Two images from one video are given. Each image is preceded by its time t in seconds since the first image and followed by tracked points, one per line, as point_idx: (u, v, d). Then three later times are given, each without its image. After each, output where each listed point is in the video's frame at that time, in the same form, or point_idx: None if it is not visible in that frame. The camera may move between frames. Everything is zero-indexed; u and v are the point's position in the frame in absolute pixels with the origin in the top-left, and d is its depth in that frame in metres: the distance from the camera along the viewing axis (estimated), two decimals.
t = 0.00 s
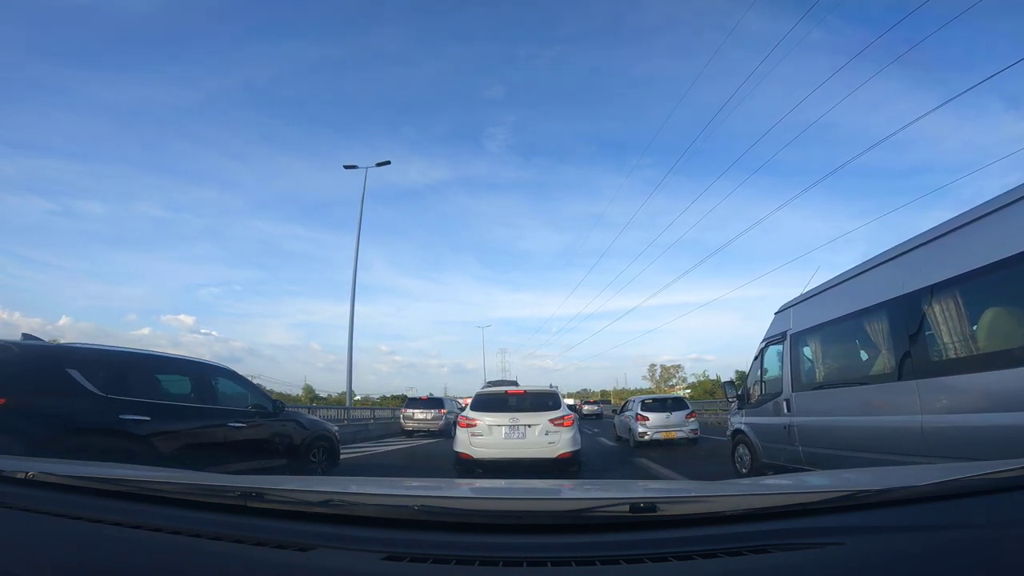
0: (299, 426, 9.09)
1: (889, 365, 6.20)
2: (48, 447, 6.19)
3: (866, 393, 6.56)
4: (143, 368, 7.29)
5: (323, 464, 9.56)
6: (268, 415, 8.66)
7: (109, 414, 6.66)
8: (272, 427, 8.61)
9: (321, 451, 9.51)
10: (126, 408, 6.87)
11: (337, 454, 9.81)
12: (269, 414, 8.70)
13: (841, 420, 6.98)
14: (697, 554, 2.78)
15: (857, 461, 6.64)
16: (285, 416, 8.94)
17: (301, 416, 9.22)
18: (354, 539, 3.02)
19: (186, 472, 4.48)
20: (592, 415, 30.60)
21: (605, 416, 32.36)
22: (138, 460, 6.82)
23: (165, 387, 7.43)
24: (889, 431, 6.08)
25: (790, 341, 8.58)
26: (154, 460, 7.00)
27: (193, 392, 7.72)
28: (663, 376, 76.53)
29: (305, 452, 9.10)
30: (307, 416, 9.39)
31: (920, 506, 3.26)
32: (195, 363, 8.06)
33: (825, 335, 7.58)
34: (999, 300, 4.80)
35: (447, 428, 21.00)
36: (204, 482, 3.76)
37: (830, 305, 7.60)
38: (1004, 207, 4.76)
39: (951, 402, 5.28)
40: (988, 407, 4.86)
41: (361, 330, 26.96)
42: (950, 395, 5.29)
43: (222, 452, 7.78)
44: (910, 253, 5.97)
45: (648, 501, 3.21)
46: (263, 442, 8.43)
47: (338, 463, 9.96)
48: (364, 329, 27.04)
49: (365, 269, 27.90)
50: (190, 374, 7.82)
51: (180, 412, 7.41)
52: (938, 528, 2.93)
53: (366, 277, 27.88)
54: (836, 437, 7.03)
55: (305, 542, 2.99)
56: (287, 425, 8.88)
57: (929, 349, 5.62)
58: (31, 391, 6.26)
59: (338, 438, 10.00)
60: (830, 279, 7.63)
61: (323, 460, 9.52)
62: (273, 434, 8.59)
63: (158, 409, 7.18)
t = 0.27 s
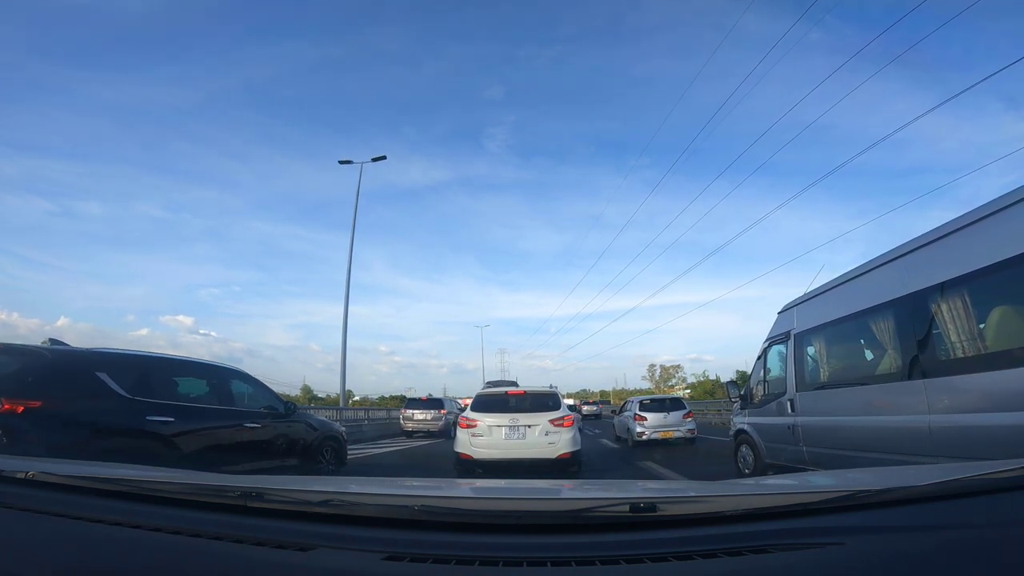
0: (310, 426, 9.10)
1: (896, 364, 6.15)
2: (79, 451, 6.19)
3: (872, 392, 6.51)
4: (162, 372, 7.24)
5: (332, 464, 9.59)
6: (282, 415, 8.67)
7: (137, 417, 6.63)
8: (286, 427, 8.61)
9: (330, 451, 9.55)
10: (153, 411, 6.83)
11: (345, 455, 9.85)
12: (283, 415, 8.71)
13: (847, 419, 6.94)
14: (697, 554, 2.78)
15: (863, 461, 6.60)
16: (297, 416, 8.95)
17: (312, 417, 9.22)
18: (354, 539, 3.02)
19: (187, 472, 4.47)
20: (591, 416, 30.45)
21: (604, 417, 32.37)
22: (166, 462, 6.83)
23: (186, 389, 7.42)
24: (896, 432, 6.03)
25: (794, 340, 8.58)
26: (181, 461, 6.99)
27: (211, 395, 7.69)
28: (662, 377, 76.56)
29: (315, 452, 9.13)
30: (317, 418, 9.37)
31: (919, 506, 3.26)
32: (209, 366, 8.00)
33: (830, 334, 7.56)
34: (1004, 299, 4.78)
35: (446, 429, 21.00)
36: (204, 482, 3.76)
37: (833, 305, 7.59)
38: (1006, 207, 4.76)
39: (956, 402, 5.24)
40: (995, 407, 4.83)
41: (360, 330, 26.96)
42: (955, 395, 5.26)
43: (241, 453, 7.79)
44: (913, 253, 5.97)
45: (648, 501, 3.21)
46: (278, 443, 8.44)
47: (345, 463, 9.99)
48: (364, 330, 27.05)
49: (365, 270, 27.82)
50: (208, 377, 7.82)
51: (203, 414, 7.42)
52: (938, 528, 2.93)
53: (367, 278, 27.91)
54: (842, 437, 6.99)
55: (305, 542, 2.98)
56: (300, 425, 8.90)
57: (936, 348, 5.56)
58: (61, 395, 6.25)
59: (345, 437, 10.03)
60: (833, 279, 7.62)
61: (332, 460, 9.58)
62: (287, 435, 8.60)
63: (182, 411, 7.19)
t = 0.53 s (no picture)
0: (318, 427, 9.08)
1: (901, 364, 6.12)
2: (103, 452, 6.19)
3: (876, 392, 6.48)
4: (176, 375, 7.21)
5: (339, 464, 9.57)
6: (292, 416, 8.68)
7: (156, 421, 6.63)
8: (295, 428, 8.61)
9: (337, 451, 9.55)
10: (170, 413, 6.82)
11: (350, 455, 9.85)
12: (293, 416, 8.71)
13: (851, 419, 6.90)
14: (698, 554, 2.78)
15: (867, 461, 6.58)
16: (305, 417, 8.95)
17: (319, 418, 9.19)
18: (354, 539, 3.02)
19: (188, 472, 4.47)
20: (591, 416, 30.30)
21: (603, 417, 32.39)
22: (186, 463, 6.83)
23: (201, 391, 7.42)
24: (899, 432, 6.01)
25: (797, 340, 8.57)
26: (200, 461, 6.99)
27: (224, 397, 7.68)
28: (661, 377, 76.58)
29: (323, 453, 9.12)
30: (324, 418, 9.37)
31: (919, 506, 3.26)
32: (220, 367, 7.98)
33: (833, 334, 7.54)
34: (1010, 299, 4.76)
35: (445, 429, 20.98)
36: (205, 482, 3.76)
37: (836, 304, 7.59)
38: (1008, 207, 4.76)
39: (962, 402, 5.22)
40: (1001, 408, 4.81)
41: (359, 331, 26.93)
42: (960, 395, 5.24)
43: (254, 454, 7.79)
44: (914, 253, 5.98)
45: (648, 501, 3.21)
46: (288, 444, 8.45)
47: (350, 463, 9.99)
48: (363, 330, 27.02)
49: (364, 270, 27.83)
50: (221, 379, 7.81)
51: (219, 415, 7.42)
52: (937, 528, 2.93)
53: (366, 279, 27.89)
54: (845, 437, 6.95)
55: (305, 542, 2.98)
56: (309, 426, 8.91)
57: (942, 345, 5.52)
58: (84, 398, 6.26)
59: (351, 437, 10.02)
60: (835, 279, 7.63)
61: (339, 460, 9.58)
62: (295, 436, 8.58)
63: (199, 412, 7.18)
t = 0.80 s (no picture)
0: (322, 427, 9.08)
1: (906, 364, 6.08)
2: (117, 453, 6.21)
3: (880, 392, 6.45)
4: (186, 376, 7.21)
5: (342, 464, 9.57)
6: (298, 417, 8.67)
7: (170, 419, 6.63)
8: (300, 428, 8.60)
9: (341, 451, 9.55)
10: (183, 413, 6.81)
11: (353, 454, 9.83)
12: (299, 416, 8.71)
13: (854, 419, 6.86)
14: (698, 554, 2.78)
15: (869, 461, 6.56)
16: (310, 417, 8.95)
17: (323, 418, 9.19)
18: (354, 539, 3.02)
19: (188, 472, 4.47)
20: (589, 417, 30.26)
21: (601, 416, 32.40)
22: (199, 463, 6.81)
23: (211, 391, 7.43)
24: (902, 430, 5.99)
25: (799, 340, 8.56)
26: (212, 461, 6.97)
27: (233, 397, 7.67)
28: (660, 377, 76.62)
29: (327, 453, 9.11)
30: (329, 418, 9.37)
31: (918, 506, 3.27)
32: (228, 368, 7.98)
33: (837, 333, 7.52)
34: (1017, 298, 4.75)
35: (443, 429, 20.96)
36: (204, 482, 3.75)
37: (839, 304, 7.59)
38: (1013, 206, 4.76)
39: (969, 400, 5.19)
40: (1007, 407, 4.79)
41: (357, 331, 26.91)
42: (965, 394, 5.23)
43: (263, 454, 7.79)
44: (917, 252, 5.98)
45: (648, 501, 3.21)
46: (294, 444, 8.45)
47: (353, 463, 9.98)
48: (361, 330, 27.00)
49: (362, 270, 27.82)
50: (230, 379, 7.82)
51: (230, 414, 7.41)
52: (936, 528, 2.94)
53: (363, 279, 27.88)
54: (848, 437, 6.92)
55: (305, 542, 2.98)
56: (314, 427, 8.91)
57: (949, 342, 5.49)
58: (98, 398, 6.29)
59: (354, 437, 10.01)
60: (837, 278, 7.63)
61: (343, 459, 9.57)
62: (299, 436, 8.57)
63: (211, 412, 7.18)
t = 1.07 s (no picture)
0: (322, 427, 9.08)
1: (909, 363, 6.06)
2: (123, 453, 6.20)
3: (882, 392, 6.44)
4: (189, 376, 7.21)
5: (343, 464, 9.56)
6: (298, 417, 8.66)
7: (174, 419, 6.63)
8: (300, 428, 8.59)
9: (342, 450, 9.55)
10: (186, 413, 6.80)
11: (353, 454, 9.83)
12: (300, 416, 8.71)
13: (856, 419, 6.85)
14: (698, 554, 2.78)
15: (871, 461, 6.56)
16: (311, 417, 8.94)
17: (323, 418, 9.19)
18: (354, 539, 3.01)
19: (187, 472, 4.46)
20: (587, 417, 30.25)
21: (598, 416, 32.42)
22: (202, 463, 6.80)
23: (213, 391, 7.42)
24: (904, 430, 5.98)
25: (800, 340, 8.58)
26: (215, 461, 6.97)
27: (235, 398, 7.67)
28: (657, 377, 76.69)
29: (327, 453, 9.11)
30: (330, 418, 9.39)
31: (917, 506, 3.27)
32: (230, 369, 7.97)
33: (839, 332, 7.52)
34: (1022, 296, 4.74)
35: (440, 430, 20.95)
36: (204, 482, 3.75)
37: (841, 303, 7.60)
38: (1016, 205, 4.78)
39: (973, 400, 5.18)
40: (1011, 407, 4.78)
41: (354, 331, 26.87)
42: (970, 393, 5.21)
43: (265, 454, 7.79)
44: (920, 252, 6.00)
45: (648, 501, 3.21)
46: (295, 444, 8.44)
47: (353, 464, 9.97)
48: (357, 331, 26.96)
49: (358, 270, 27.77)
50: (233, 380, 7.82)
51: (232, 415, 7.41)
52: (935, 528, 2.95)
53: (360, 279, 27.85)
54: (851, 437, 6.89)
55: (305, 542, 2.98)
56: (315, 427, 8.91)
57: (953, 341, 5.47)
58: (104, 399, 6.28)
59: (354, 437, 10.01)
60: (839, 277, 7.65)
61: (343, 459, 9.57)
62: (300, 436, 8.57)
63: (214, 412, 7.18)
